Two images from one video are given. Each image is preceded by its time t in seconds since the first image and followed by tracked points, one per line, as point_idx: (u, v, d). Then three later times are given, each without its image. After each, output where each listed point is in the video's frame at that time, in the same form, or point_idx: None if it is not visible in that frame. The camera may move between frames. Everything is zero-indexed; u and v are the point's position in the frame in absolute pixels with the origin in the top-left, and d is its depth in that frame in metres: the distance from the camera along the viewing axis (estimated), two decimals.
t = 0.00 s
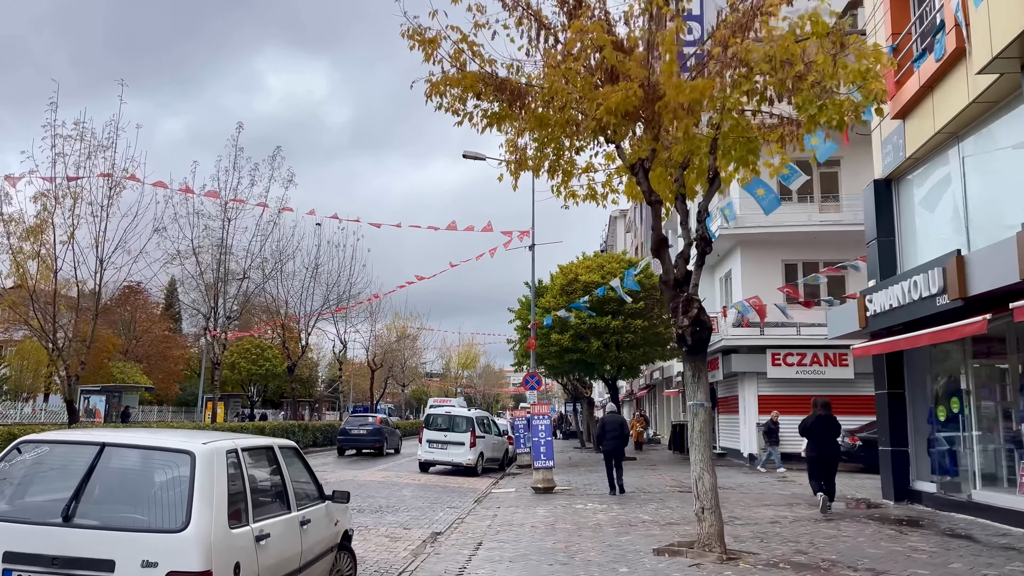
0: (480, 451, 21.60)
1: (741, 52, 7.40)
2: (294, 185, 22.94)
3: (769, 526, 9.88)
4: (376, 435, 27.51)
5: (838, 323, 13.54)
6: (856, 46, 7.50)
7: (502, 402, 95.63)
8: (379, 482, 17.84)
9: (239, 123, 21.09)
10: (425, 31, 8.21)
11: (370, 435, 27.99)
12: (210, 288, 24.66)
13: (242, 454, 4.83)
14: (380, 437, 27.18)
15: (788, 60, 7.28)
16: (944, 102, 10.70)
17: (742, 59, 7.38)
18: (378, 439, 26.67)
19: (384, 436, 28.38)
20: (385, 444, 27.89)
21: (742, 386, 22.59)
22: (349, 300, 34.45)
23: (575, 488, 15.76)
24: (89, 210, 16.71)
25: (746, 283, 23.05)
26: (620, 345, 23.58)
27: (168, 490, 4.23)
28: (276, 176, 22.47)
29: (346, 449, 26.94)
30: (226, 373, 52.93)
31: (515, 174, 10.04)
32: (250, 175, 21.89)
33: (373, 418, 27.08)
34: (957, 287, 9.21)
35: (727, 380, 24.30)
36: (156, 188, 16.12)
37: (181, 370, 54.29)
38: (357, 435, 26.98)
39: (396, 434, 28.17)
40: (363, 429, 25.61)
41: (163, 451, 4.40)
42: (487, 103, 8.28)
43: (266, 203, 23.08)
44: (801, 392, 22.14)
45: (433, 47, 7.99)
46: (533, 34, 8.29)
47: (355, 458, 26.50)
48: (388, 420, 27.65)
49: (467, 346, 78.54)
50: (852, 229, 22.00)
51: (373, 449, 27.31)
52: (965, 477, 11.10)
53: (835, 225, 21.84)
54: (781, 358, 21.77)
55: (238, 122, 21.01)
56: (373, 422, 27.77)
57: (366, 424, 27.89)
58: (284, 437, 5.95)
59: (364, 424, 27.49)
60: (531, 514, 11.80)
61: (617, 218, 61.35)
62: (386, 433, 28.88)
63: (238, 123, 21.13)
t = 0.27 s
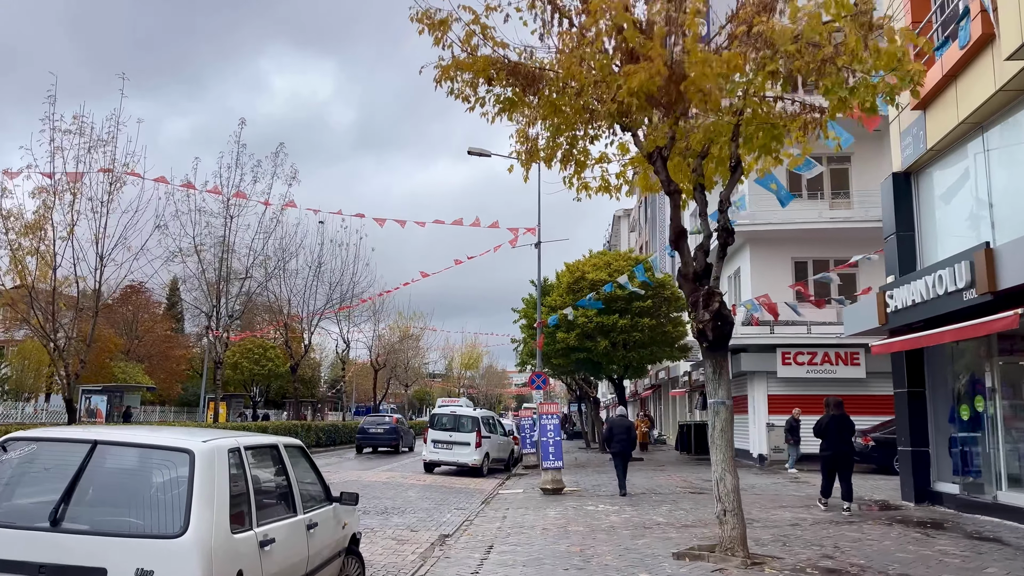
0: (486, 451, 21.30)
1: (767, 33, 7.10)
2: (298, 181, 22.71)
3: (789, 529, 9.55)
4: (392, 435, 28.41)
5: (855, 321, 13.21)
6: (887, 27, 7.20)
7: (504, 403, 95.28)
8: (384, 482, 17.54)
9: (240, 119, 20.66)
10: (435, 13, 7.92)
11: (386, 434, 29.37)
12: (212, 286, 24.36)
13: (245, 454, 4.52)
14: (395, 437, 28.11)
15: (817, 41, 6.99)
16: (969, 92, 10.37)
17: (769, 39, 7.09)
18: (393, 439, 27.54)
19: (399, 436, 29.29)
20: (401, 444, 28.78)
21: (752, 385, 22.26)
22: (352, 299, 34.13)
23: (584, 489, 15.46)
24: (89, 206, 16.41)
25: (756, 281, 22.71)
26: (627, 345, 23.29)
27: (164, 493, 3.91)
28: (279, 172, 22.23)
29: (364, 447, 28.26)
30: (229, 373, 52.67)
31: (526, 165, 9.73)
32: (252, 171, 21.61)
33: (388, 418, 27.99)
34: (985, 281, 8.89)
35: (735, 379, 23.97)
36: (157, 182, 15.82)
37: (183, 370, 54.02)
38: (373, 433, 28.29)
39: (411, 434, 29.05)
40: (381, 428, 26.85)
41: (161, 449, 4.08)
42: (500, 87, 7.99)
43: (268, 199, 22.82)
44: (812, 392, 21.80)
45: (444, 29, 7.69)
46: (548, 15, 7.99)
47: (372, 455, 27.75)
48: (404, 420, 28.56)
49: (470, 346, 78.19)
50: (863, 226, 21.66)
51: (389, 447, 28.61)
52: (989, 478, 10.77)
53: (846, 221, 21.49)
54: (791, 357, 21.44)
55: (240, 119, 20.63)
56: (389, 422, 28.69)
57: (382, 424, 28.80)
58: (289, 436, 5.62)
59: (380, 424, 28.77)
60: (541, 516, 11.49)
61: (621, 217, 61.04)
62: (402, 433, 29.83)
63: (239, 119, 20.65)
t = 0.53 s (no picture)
0: (490, 452, 20.99)
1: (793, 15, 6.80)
2: (299, 177, 22.45)
3: (808, 535, 9.21)
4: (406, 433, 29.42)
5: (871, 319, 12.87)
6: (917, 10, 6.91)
7: (506, 402, 94.98)
8: (387, 484, 17.25)
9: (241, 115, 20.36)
10: None
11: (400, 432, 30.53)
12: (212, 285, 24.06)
13: (242, 459, 4.18)
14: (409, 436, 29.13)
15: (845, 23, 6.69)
16: (993, 80, 10.03)
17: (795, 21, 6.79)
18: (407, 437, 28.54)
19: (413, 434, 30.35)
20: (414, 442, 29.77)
21: (760, 384, 21.92)
22: (354, 297, 33.83)
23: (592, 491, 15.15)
24: (87, 202, 16.10)
25: (764, 279, 22.37)
26: (633, 343, 22.99)
27: (154, 503, 3.58)
28: (280, 167, 21.97)
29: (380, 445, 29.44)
30: (230, 372, 52.44)
31: (536, 157, 9.42)
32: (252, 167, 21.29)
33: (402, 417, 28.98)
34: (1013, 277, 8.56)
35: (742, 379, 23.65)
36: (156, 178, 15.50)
37: (184, 369, 53.73)
38: (388, 431, 29.40)
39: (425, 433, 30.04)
40: (395, 428, 27.93)
41: (150, 455, 3.74)
42: (512, 72, 7.72)
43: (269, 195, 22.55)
44: (821, 392, 21.46)
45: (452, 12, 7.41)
46: None
47: (386, 454, 28.78)
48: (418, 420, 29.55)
49: (472, 345, 77.86)
50: (873, 222, 21.30)
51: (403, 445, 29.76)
52: (1012, 481, 10.43)
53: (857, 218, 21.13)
54: (801, 357, 21.10)
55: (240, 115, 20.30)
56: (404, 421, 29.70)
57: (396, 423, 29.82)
58: (290, 439, 5.29)
59: (395, 422, 29.94)
60: (550, 519, 11.17)
61: (624, 215, 60.72)
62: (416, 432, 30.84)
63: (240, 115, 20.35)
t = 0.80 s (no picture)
0: (493, 452, 20.67)
1: None
2: (299, 173, 22.20)
3: (827, 537, 8.88)
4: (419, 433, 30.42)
5: (886, 316, 12.56)
6: None
7: (507, 403, 94.72)
8: (389, 484, 16.95)
9: (241, 109, 20.13)
10: None
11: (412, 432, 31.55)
12: (211, 282, 23.74)
13: (235, 458, 3.86)
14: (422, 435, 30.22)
15: None
16: (1015, 67, 9.71)
17: None
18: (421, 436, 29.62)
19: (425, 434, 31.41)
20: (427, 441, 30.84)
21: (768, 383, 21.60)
22: (354, 296, 33.52)
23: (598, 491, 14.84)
24: (83, 197, 15.80)
25: (771, 276, 22.07)
26: (638, 342, 22.68)
27: (134, 505, 3.26)
28: (280, 163, 21.73)
29: (392, 444, 30.45)
30: (230, 372, 52.19)
31: (543, 146, 9.13)
32: (252, 163, 21.00)
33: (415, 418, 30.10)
34: None
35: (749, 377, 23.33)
36: (152, 173, 15.19)
37: (184, 369, 53.44)
38: (400, 431, 30.42)
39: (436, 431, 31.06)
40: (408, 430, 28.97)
41: (131, 452, 3.41)
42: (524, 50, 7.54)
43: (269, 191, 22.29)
44: (830, 390, 21.13)
45: None
46: None
47: (399, 452, 29.82)
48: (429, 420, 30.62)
49: (473, 345, 77.55)
50: (882, 218, 20.96)
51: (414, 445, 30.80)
52: None
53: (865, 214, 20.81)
54: (808, 355, 20.80)
55: (240, 109, 20.07)
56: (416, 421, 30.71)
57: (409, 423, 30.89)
58: (287, 437, 4.96)
59: (407, 422, 30.95)
60: (557, 521, 10.87)
61: (626, 214, 60.41)
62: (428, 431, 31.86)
63: (239, 109, 20.12)
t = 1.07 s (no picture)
0: (496, 453, 20.32)
1: None
2: (299, 170, 21.89)
3: (846, 544, 8.52)
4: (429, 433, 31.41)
5: (901, 314, 12.23)
6: None
7: (507, 402, 94.32)
8: (390, 486, 16.62)
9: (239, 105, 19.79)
10: None
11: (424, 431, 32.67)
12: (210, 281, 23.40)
13: (225, 466, 3.54)
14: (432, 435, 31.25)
15: None
16: None
17: None
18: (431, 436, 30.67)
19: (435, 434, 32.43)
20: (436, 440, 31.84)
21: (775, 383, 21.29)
22: (355, 295, 33.20)
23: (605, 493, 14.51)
24: (77, 193, 15.47)
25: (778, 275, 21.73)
26: (642, 341, 22.37)
27: (109, 520, 2.93)
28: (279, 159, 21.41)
29: (404, 443, 31.58)
30: (229, 372, 51.89)
31: (551, 138, 8.82)
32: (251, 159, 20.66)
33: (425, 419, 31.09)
34: None
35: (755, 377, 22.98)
36: (148, 169, 14.86)
37: (184, 369, 53.14)
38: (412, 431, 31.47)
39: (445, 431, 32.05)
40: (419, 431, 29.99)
41: (108, 459, 3.09)
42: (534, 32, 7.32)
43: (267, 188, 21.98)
44: (838, 391, 20.78)
45: None
46: None
47: (401, 452, 29.53)
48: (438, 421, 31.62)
49: (474, 345, 77.17)
50: (892, 215, 20.59)
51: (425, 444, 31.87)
52: None
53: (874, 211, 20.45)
54: (816, 354, 20.46)
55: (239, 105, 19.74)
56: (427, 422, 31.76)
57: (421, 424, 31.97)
58: (283, 442, 4.62)
59: (418, 423, 32.09)
60: (564, 525, 10.53)
61: (628, 213, 59.94)
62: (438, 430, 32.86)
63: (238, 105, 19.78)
